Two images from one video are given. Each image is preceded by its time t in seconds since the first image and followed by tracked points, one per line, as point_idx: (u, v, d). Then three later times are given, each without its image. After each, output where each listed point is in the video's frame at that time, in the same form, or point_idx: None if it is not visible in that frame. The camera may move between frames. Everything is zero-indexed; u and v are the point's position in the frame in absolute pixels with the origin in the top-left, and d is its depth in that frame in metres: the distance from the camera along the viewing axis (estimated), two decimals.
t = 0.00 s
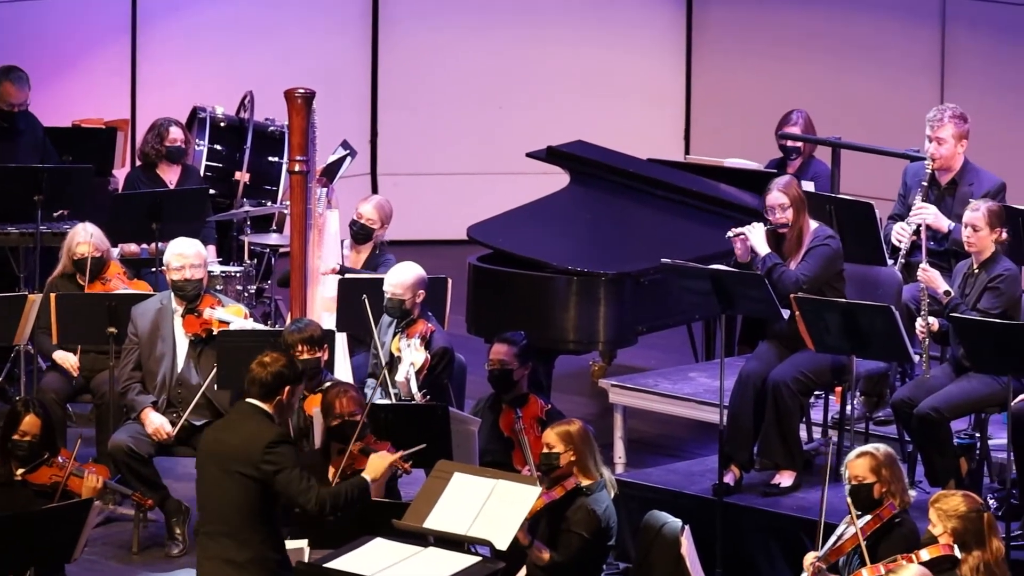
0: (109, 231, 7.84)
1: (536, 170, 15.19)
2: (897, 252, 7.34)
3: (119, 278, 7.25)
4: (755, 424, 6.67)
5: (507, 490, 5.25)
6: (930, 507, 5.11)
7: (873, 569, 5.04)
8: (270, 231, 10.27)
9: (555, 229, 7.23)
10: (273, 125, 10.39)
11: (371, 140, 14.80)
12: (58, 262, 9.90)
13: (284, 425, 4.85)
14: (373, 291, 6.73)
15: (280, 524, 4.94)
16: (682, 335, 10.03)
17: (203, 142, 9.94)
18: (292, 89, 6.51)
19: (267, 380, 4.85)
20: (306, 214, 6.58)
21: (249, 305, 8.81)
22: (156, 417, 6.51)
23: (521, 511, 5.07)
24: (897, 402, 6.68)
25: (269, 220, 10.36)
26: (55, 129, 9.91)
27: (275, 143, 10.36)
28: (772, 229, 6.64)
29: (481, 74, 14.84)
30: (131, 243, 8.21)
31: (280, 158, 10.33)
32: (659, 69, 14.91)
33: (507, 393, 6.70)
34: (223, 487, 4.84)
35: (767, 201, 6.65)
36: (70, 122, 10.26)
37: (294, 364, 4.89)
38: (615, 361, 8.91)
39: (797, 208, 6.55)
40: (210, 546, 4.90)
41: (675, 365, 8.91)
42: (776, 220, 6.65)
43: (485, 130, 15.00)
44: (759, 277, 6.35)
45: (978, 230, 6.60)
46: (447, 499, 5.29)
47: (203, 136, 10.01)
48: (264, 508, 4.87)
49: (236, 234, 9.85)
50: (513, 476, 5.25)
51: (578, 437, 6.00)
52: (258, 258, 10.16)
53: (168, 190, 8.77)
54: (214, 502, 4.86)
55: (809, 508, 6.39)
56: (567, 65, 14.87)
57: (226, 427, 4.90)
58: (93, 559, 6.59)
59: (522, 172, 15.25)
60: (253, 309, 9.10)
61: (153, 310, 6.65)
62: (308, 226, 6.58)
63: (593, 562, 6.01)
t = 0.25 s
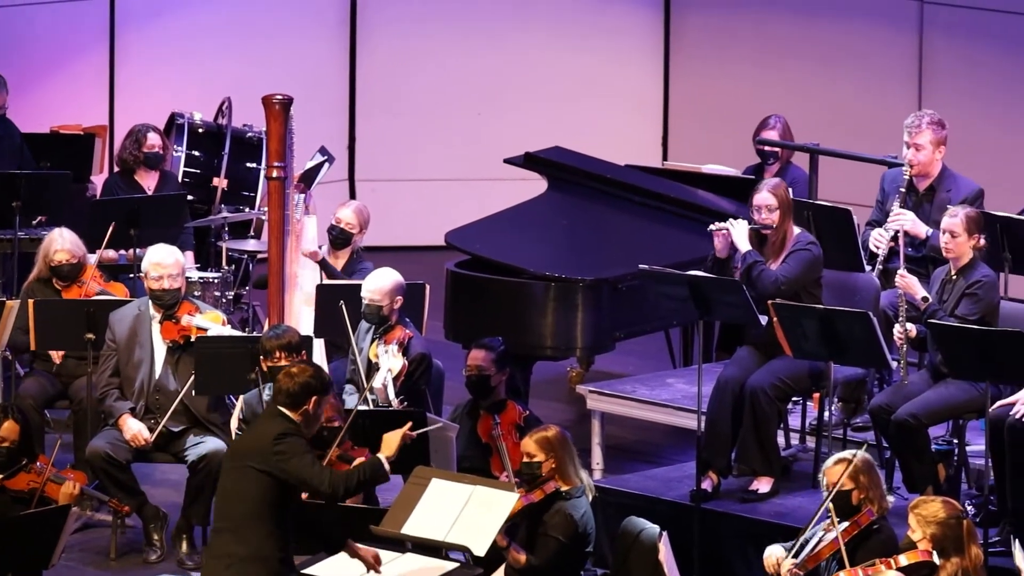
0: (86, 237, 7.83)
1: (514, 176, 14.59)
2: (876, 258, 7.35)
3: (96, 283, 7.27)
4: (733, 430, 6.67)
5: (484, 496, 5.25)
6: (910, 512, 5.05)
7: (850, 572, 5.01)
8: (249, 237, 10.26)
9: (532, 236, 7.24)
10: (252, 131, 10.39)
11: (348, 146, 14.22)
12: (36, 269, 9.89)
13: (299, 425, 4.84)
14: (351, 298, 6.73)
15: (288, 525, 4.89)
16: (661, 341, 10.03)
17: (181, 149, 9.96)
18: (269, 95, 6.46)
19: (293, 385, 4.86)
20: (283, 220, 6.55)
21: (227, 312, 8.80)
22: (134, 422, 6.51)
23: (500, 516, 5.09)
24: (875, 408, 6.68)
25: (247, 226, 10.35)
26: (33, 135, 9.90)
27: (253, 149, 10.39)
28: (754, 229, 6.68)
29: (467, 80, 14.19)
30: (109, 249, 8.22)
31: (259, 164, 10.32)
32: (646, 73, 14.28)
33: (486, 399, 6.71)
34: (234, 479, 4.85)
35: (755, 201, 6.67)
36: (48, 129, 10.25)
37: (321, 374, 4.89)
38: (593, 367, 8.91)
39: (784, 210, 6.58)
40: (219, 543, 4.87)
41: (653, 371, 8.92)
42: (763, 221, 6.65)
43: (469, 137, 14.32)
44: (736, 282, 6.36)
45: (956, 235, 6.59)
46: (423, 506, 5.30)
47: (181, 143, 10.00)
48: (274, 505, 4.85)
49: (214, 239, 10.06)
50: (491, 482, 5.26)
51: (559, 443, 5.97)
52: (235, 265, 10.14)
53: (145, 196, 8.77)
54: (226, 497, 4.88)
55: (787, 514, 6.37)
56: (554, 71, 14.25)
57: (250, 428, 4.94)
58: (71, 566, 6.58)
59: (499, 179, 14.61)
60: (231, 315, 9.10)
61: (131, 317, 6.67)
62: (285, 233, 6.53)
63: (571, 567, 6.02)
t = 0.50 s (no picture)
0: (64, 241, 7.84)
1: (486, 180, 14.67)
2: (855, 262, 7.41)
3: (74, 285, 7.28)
4: (713, 434, 6.67)
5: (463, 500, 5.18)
6: (889, 516, 5.00)
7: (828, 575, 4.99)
8: (228, 241, 10.22)
9: (511, 241, 7.29)
10: (231, 135, 10.31)
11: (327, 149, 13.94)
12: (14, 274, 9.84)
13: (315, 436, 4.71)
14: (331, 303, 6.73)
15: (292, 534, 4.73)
16: (640, 346, 10.07)
17: (160, 153, 9.93)
18: (249, 98, 6.36)
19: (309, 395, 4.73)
20: (262, 225, 6.48)
21: (206, 316, 8.78)
22: (113, 427, 6.51)
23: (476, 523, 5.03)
24: (854, 412, 6.68)
25: (226, 230, 10.31)
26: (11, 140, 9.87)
27: (233, 153, 10.23)
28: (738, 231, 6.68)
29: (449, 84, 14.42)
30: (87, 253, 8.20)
31: (238, 168, 10.28)
32: (626, 77, 14.58)
33: (464, 403, 6.71)
34: (243, 482, 4.68)
35: (740, 204, 6.66)
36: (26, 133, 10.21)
37: (334, 388, 4.78)
38: (572, 372, 8.94)
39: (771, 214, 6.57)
40: (217, 546, 4.70)
41: (631, 376, 8.95)
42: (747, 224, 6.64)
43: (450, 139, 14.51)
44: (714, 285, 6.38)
45: (937, 240, 6.61)
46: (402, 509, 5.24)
47: (159, 147, 9.97)
48: (281, 512, 4.69)
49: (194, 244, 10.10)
50: (469, 487, 5.21)
51: (538, 447, 5.92)
52: (214, 269, 10.13)
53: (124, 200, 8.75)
54: (231, 499, 4.70)
55: (767, 518, 6.37)
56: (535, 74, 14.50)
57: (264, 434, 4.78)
58: (48, 571, 6.56)
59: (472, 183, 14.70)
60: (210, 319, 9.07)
61: (110, 321, 6.66)
62: (265, 238, 6.46)
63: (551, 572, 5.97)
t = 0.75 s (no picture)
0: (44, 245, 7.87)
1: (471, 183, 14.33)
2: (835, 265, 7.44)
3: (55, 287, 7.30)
4: (693, 437, 6.66)
5: (443, 504, 5.16)
6: (868, 520, 4.94)
7: None
8: (208, 244, 10.20)
9: (490, 244, 7.31)
10: (210, 138, 10.31)
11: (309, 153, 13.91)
12: None
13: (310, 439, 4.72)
14: (312, 306, 6.71)
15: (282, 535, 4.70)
16: (618, 348, 10.09)
17: (140, 156, 9.93)
18: (228, 101, 6.32)
19: (301, 398, 4.74)
20: (241, 228, 6.45)
21: (185, 319, 8.77)
22: (93, 430, 6.53)
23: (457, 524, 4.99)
24: (834, 415, 6.68)
25: (206, 233, 10.29)
26: None
27: (212, 156, 10.27)
28: (719, 234, 6.69)
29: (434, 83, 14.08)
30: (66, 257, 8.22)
31: (218, 172, 10.27)
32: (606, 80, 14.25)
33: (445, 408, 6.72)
34: (239, 482, 4.64)
35: (722, 208, 6.68)
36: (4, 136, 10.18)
37: (327, 391, 4.80)
38: (550, 375, 8.96)
39: (752, 217, 6.58)
40: (205, 547, 4.63)
41: (609, 379, 8.97)
42: (729, 228, 6.67)
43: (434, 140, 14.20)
44: (694, 289, 6.36)
45: (916, 243, 6.62)
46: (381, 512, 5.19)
47: (139, 150, 9.95)
48: (272, 514, 4.65)
49: (173, 247, 9.89)
50: (449, 490, 5.18)
51: (519, 450, 5.93)
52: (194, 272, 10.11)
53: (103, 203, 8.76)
54: (224, 499, 4.65)
55: (745, 522, 6.37)
56: (522, 74, 14.20)
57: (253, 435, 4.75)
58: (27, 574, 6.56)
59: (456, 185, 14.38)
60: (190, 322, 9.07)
61: (90, 324, 6.66)
62: (244, 241, 6.43)
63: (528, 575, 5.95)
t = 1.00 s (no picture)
0: (23, 249, 7.90)
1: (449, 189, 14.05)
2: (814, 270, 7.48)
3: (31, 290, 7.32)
4: (670, 441, 6.66)
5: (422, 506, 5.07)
6: (844, 525, 4.88)
7: None
8: (185, 247, 10.16)
9: (467, 247, 7.32)
10: (188, 141, 10.23)
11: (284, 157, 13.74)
12: None
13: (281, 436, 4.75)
14: (291, 309, 6.71)
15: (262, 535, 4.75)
16: (595, 352, 10.12)
17: (117, 160, 9.83)
18: (206, 105, 6.28)
19: (267, 398, 4.75)
20: (219, 232, 6.41)
21: (162, 323, 8.75)
22: (71, 433, 6.53)
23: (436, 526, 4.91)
24: (811, 419, 6.67)
25: (183, 236, 10.24)
26: None
27: (188, 160, 10.24)
28: (697, 237, 6.68)
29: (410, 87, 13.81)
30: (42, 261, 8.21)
31: (195, 175, 10.20)
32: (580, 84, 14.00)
33: (423, 410, 6.73)
34: (215, 487, 4.66)
35: (700, 211, 6.68)
36: None
37: (289, 383, 4.80)
38: (527, 379, 8.98)
39: (730, 220, 6.59)
40: (186, 550, 4.67)
41: (587, 383, 8.99)
42: (707, 231, 6.67)
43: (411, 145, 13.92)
44: (672, 293, 6.34)
45: (893, 247, 6.62)
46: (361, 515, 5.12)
47: (117, 153, 9.86)
48: (250, 515, 4.70)
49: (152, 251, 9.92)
50: (429, 493, 5.10)
51: (497, 453, 5.93)
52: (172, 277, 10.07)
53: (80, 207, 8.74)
54: (202, 504, 4.68)
55: (722, 526, 6.35)
56: (496, 80, 13.91)
57: (225, 437, 4.76)
58: None
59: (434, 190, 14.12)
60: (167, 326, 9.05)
61: (68, 327, 6.67)
62: (221, 245, 6.40)
63: None
